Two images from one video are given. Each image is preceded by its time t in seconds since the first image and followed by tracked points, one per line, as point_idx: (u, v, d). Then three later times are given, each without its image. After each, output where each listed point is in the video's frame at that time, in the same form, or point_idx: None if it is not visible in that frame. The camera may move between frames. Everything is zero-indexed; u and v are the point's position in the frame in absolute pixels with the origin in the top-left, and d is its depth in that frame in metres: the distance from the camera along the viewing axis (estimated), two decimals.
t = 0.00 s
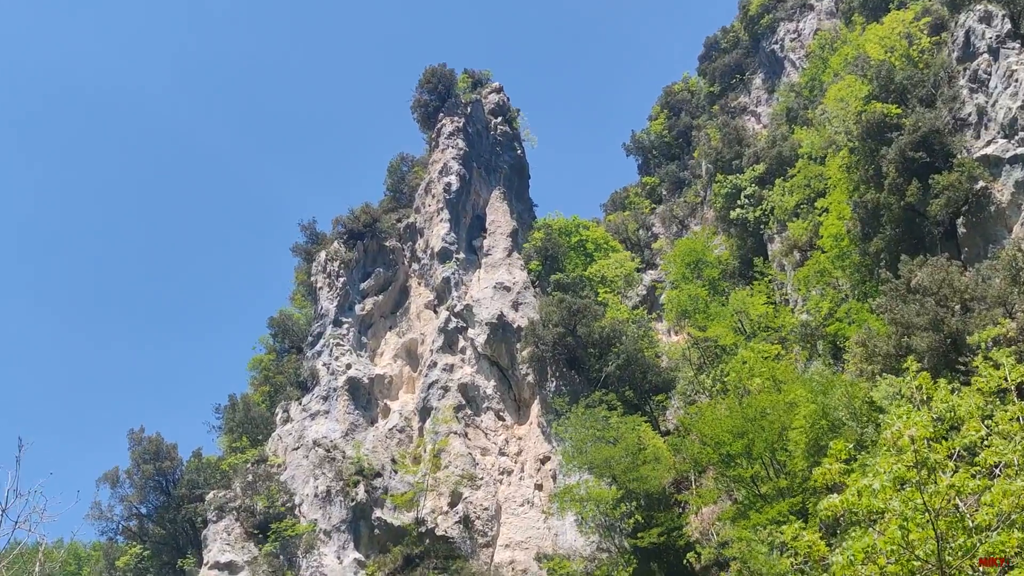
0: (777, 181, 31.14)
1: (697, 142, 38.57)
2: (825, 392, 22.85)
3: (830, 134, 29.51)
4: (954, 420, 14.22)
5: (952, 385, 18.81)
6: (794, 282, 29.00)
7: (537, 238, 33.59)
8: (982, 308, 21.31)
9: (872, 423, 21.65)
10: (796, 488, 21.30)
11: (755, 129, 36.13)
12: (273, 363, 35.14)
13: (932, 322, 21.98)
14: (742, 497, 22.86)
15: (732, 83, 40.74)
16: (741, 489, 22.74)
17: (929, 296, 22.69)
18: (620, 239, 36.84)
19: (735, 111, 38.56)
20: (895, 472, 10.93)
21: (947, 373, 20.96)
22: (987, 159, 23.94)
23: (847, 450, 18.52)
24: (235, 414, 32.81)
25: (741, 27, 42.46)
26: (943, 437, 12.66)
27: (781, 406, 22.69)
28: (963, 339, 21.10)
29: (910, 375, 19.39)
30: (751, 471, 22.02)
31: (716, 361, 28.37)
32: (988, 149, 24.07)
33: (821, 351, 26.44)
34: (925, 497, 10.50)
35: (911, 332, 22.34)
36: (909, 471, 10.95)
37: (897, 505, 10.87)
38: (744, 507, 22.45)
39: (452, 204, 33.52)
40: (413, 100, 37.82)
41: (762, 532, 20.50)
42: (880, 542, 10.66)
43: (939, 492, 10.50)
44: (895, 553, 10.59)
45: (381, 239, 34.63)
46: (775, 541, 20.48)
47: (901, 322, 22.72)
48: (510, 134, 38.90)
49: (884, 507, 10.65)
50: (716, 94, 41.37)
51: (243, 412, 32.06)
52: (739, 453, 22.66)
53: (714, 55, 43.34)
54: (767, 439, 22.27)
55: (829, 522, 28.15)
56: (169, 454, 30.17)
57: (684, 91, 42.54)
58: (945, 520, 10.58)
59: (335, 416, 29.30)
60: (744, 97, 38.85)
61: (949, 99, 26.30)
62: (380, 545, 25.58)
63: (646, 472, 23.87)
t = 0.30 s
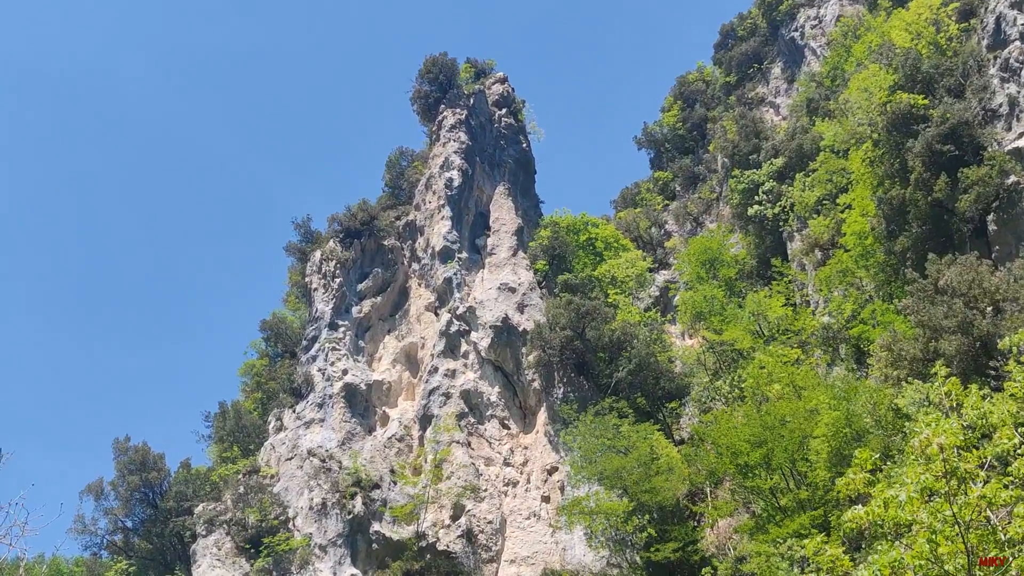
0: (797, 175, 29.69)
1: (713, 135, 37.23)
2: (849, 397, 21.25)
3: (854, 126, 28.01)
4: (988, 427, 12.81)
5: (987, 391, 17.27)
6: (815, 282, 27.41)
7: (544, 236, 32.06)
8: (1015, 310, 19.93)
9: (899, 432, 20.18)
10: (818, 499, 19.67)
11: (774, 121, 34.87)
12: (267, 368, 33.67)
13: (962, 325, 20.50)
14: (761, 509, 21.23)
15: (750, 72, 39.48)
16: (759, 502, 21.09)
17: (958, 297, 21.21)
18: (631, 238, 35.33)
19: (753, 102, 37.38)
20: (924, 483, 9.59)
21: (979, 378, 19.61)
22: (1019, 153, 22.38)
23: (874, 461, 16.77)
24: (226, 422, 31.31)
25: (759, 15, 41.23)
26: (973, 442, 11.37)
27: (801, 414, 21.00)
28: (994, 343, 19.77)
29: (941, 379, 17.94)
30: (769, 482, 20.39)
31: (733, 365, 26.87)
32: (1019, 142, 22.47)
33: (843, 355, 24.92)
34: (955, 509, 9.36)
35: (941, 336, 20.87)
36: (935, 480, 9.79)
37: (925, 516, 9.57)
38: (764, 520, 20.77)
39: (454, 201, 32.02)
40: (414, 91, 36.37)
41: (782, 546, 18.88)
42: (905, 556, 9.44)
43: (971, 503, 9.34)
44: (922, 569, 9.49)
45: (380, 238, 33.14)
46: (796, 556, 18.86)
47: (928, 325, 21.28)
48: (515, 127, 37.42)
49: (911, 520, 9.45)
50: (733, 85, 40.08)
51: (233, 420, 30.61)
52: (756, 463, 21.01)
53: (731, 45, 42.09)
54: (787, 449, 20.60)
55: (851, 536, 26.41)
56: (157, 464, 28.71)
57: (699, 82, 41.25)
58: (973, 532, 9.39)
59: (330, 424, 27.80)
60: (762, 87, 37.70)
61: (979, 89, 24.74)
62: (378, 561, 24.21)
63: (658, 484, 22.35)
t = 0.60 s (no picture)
0: (804, 173, 29.68)
1: (719, 132, 37.24)
2: (855, 395, 21.20)
3: (860, 123, 28.00)
4: (994, 423, 12.61)
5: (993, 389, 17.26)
6: (821, 280, 27.39)
7: (550, 234, 32.09)
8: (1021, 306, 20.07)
9: (905, 430, 20.12)
10: (825, 497, 19.63)
11: (780, 118, 34.87)
12: (273, 366, 33.72)
13: (968, 323, 20.48)
14: (767, 506, 21.14)
15: (756, 69, 39.42)
16: (765, 500, 21.04)
17: (964, 295, 21.19)
18: (637, 235, 35.37)
19: (759, 100, 37.32)
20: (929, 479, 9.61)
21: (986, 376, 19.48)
22: None
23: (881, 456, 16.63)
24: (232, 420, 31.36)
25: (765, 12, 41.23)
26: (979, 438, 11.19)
27: (808, 411, 20.96)
28: (1001, 340, 19.74)
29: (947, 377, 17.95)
30: (777, 480, 20.36)
31: (739, 363, 26.86)
32: None
33: (850, 353, 24.81)
34: (961, 505, 9.37)
35: (947, 334, 20.84)
36: (944, 477, 9.75)
37: (933, 514, 9.60)
38: (770, 518, 20.74)
39: (460, 198, 32.06)
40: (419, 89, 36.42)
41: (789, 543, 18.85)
42: (912, 552, 9.46)
43: (977, 499, 9.34)
44: (929, 565, 9.54)
45: (386, 235, 33.16)
46: (803, 553, 18.85)
47: (935, 322, 21.23)
48: (521, 124, 37.43)
49: (917, 517, 9.53)
50: (739, 82, 40.05)
51: (240, 418, 30.67)
52: (763, 461, 20.98)
53: (737, 41, 42.07)
54: (794, 447, 20.50)
55: (858, 534, 26.40)
56: (163, 462, 28.77)
57: (705, 78, 41.22)
58: (980, 529, 9.42)
59: (337, 422, 27.83)
60: (768, 84, 37.57)
61: (986, 86, 24.67)
62: (385, 557, 24.17)
63: (664, 482, 22.39)
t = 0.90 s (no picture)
0: (810, 167, 29.67)
1: (725, 126, 37.23)
2: (861, 389, 21.18)
3: (867, 117, 27.98)
4: (1002, 418, 12.59)
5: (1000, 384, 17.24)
6: (827, 275, 27.37)
7: (556, 228, 32.11)
8: None
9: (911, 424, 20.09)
10: (831, 492, 19.60)
11: (786, 113, 34.84)
12: (279, 360, 33.77)
13: (974, 318, 20.45)
14: (772, 501, 21.10)
15: (762, 64, 39.42)
16: (771, 494, 21.04)
17: (970, 290, 21.18)
18: (643, 230, 35.48)
19: (765, 94, 37.29)
20: (935, 473, 9.61)
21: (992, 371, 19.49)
22: None
23: (887, 450, 16.58)
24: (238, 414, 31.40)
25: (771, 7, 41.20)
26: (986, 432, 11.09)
27: (814, 405, 20.97)
28: (1007, 335, 19.62)
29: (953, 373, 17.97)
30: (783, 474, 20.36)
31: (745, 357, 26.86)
32: None
33: (856, 347, 24.80)
34: (967, 499, 9.33)
35: (954, 329, 20.81)
36: (950, 470, 9.70)
37: (939, 507, 9.63)
38: (776, 512, 20.75)
39: (466, 192, 32.10)
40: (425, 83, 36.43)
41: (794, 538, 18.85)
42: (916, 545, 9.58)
43: (983, 493, 9.29)
44: (934, 559, 9.55)
45: (392, 230, 33.22)
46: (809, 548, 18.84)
47: (941, 317, 21.21)
48: (527, 118, 37.47)
49: (923, 510, 9.55)
50: (745, 77, 40.01)
51: (246, 412, 30.74)
52: (768, 456, 20.99)
53: (743, 36, 42.03)
54: (799, 442, 20.47)
55: (863, 528, 26.37)
56: (170, 456, 28.81)
57: (711, 73, 41.18)
58: (986, 523, 9.45)
59: (343, 416, 27.84)
60: (775, 79, 37.55)
61: (993, 80, 24.64)
62: (390, 551, 24.18)
63: (669, 476, 22.36)
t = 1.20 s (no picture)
0: (816, 160, 29.67)
1: (731, 120, 37.24)
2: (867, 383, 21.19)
3: (873, 111, 28.00)
4: (1007, 412, 12.60)
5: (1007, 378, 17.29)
6: (833, 268, 27.35)
7: (561, 221, 32.15)
8: None
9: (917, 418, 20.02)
10: (837, 484, 19.66)
11: (792, 106, 34.84)
12: (285, 351, 33.84)
13: (981, 312, 20.41)
14: (778, 494, 21.18)
15: (768, 57, 39.38)
16: (777, 488, 21.07)
17: (976, 283, 21.14)
18: (649, 223, 35.39)
19: (771, 87, 37.29)
20: (941, 467, 9.61)
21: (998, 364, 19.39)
22: None
23: (892, 444, 16.55)
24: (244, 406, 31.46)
25: None
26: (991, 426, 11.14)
27: (820, 399, 20.93)
28: (1013, 329, 19.59)
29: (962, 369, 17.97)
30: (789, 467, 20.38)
31: (750, 351, 26.88)
32: None
33: (861, 341, 24.78)
34: (972, 493, 9.35)
35: (959, 322, 20.79)
36: (955, 464, 9.75)
37: (944, 501, 9.61)
38: (782, 506, 20.77)
39: (472, 185, 32.14)
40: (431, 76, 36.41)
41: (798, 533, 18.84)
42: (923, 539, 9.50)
43: (988, 487, 9.32)
44: (939, 552, 9.53)
45: (397, 223, 33.23)
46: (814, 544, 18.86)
47: (947, 311, 21.18)
48: (532, 111, 37.46)
49: (928, 504, 9.52)
50: (750, 70, 39.98)
51: (251, 405, 30.75)
52: (774, 450, 20.98)
53: (749, 29, 42.00)
54: (805, 435, 20.45)
55: (868, 521, 26.42)
56: (176, 448, 28.85)
57: (716, 67, 41.16)
58: (989, 518, 9.47)
59: (348, 408, 27.83)
60: (780, 72, 37.55)
61: (999, 73, 24.61)
62: (395, 543, 24.21)
63: (675, 470, 22.36)
